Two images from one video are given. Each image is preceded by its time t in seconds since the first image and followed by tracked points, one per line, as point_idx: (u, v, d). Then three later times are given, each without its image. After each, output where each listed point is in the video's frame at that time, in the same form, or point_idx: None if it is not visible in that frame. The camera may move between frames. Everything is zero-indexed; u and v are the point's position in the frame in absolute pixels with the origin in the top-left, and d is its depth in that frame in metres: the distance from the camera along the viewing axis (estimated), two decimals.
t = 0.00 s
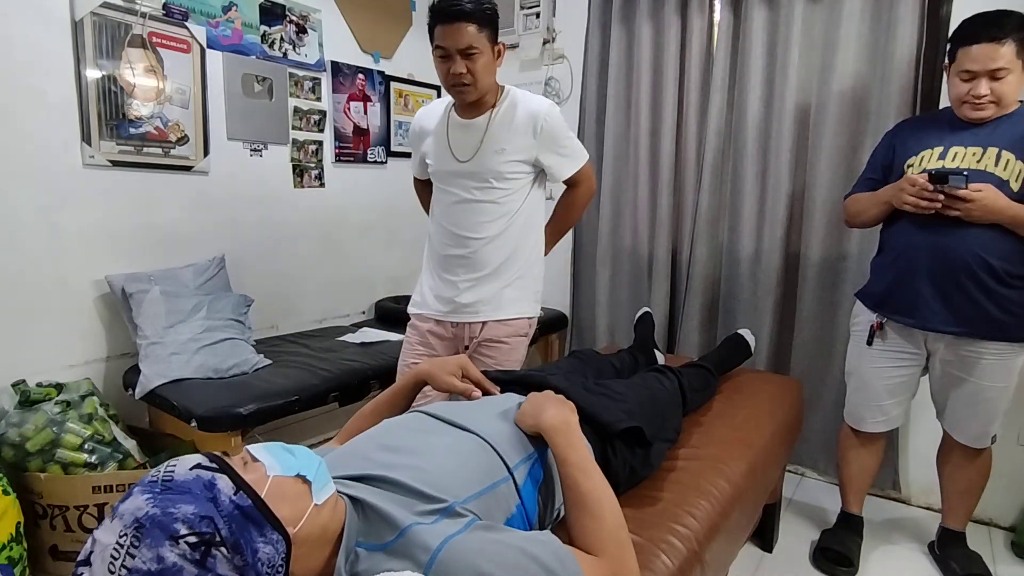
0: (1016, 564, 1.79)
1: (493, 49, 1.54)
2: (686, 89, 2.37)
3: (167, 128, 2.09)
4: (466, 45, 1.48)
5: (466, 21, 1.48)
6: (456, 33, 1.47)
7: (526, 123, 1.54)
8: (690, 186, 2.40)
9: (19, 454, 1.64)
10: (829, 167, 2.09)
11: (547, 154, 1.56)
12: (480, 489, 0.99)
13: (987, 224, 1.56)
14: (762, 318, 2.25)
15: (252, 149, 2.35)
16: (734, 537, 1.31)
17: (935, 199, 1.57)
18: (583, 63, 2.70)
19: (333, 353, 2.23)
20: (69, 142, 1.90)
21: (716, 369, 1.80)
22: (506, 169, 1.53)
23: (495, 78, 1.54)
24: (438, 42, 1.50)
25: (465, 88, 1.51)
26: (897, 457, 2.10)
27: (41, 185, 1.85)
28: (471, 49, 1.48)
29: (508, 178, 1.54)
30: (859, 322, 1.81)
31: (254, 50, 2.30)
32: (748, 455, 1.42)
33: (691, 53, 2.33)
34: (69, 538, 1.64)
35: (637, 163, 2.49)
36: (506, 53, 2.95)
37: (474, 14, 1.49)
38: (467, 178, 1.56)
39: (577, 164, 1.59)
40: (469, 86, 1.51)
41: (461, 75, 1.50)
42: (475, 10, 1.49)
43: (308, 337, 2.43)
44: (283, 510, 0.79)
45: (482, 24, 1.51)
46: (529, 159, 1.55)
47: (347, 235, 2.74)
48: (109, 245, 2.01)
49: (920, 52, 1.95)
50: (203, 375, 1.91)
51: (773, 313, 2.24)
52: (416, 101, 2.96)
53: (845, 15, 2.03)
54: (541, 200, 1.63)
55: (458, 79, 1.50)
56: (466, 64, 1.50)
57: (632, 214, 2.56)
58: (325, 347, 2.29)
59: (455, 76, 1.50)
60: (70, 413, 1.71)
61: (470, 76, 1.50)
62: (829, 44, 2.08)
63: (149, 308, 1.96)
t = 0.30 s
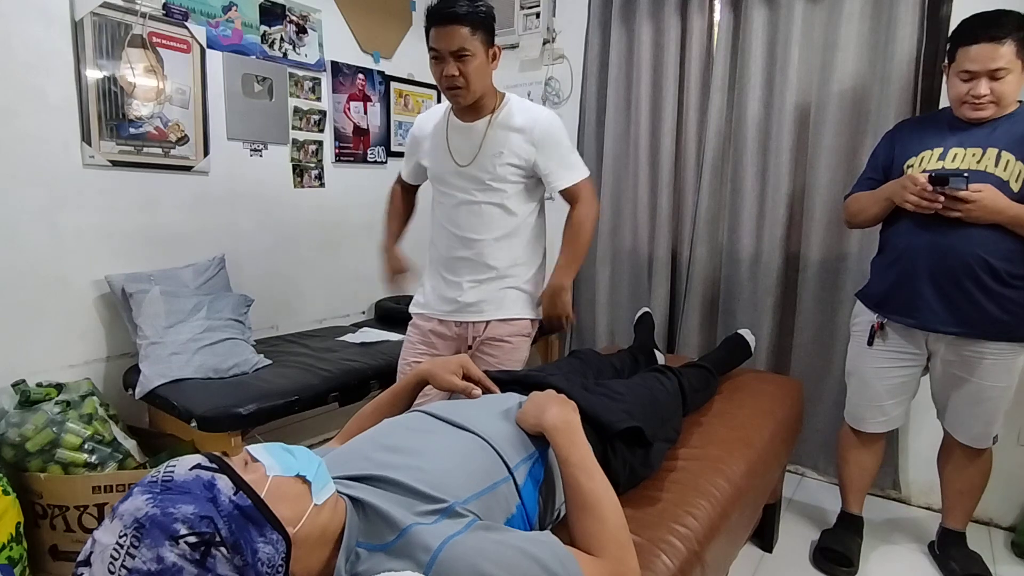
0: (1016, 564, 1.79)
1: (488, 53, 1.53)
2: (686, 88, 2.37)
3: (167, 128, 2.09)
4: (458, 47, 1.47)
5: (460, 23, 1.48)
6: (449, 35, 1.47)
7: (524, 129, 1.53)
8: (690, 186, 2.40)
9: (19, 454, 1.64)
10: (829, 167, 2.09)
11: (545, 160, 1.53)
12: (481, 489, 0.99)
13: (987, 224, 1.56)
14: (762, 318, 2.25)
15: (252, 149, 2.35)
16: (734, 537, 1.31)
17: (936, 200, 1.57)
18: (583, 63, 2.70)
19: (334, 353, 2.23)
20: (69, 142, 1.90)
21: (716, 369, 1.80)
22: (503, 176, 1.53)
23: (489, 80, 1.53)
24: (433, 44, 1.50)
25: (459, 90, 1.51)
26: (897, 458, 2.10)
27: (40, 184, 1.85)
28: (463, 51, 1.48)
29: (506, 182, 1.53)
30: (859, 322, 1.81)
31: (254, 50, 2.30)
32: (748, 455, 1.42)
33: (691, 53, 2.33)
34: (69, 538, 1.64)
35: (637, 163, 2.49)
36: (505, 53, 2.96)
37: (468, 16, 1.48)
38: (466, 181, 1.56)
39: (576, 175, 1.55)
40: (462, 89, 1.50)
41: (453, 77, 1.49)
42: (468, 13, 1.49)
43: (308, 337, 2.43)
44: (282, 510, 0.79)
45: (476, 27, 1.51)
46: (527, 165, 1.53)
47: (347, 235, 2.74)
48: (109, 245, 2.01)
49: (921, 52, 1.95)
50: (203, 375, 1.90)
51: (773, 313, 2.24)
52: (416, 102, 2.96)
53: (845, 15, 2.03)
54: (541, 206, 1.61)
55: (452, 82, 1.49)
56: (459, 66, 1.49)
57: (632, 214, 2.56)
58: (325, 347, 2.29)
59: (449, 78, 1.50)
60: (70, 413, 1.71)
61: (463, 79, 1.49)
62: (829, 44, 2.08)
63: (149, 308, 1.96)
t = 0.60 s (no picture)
0: (1016, 564, 1.79)
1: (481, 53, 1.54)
2: (686, 88, 2.37)
3: (167, 128, 2.09)
4: (448, 43, 1.50)
5: (454, 21, 1.50)
6: (438, 32, 1.50)
7: (508, 123, 1.53)
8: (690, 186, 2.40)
9: (19, 454, 1.64)
10: (829, 167, 2.09)
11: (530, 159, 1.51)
12: (481, 489, 0.99)
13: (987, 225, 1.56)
14: (762, 318, 2.25)
15: (252, 149, 2.35)
16: (733, 537, 1.31)
17: (934, 202, 1.57)
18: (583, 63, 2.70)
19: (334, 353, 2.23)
20: (69, 142, 1.90)
21: (715, 369, 1.80)
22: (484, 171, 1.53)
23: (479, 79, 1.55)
24: (427, 39, 1.53)
25: (448, 85, 1.54)
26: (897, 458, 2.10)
27: (40, 184, 1.85)
28: (453, 48, 1.50)
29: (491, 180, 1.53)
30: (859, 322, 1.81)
31: (254, 50, 2.30)
32: (748, 455, 1.42)
33: (691, 53, 2.33)
34: (69, 538, 1.64)
35: (637, 163, 2.49)
36: (505, 53, 2.96)
37: (462, 15, 1.50)
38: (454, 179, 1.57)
39: (539, 164, 1.43)
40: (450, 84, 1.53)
41: (443, 72, 1.53)
42: (462, 11, 1.50)
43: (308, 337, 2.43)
44: (282, 510, 0.79)
45: (471, 27, 1.52)
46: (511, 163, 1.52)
47: (347, 235, 2.74)
48: (109, 245, 2.01)
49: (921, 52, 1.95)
50: (203, 375, 1.91)
51: (773, 313, 2.24)
52: (416, 102, 2.96)
53: (845, 15, 2.03)
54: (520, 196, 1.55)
55: (440, 76, 1.53)
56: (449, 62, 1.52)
57: (632, 214, 2.56)
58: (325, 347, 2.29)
59: (438, 73, 1.53)
60: (70, 413, 1.71)
61: (451, 74, 1.52)
62: (828, 44, 2.08)
63: (149, 308, 1.96)
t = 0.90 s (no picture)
0: (1016, 564, 1.79)
1: (467, 57, 1.59)
2: (685, 88, 2.37)
3: (167, 128, 2.09)
4: (433, 48, 1.54)
5: (438, 26, 1.55)
6: (423, 37, 1.56)
7: (489, 120, 1.59)
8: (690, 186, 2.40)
9: (19, 454, 1.64)
10: (829, 167, 2.09)
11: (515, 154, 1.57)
12: (481, 489, 0.99)
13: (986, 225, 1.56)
14: (762, 318, 2.25)
15: (252, 150, 2.35)
16: (733, 537, 1.31)
17: (934, 204, 1.57)
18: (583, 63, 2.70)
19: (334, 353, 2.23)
20: (69, 143, 1.90)
21: (715, 369, 1.80)
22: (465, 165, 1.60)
23: (464, 82, 1.59)
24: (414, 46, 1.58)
25: (433, 88, 1.58)
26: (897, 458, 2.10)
27: (40, 185, 1.85)
28: (438, 52, 1.54)
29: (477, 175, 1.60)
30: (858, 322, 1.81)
31: (254, 50, 2.30)
32: (749, 455, 1.42)
33: (691, 53, 2.33)
34: (69, 538, 1.64)
35: (637, 163, 2.49)
36: (505, 53, 2.96)
37: (446, 19, 1.55)
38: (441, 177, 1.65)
39: (506, 148, 1.48)
40: (435, 86, 1.58)
41: (428, 75, 1.57)
42: (446, 16, 1.56)
43: (308, 337, 2.44)
44: (282, 509, 0.79)
45: (456, 32, 1.57)
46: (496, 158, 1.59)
47: (347, 235, 2.74)
48: (108, 245, 2.01)
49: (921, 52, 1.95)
50: (203, 375, 1.90)
51: (773, 313, 2.24)
52: (416, 102, 2.97)
53: (845, 14, 2.03)
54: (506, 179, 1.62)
55: (426, 79, 1.58)
56: (435, 65, 1.57)
57: (632, 214, 2.56)
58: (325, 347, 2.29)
59: (425, 77, 1.58)
60: (70, 413, 1.71)
61: (436, 78, 1.57)
62: (828, 44, 2.08)
63: (149, 308, 1.96)
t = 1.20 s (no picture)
0: (1016, 564, 1.79)
1: (456, 57, 1.60)
2: (686, 88, 2.37)
3: (167, 128, 2.09)
4: (422, 49, 1.56)
5: (426, 28, 1.56)
6: (412, 40, 1.57)
7: (478, 116, 1.58)
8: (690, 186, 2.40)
9: (19, 454, 1.63)
10: (829, 167, 2.09)
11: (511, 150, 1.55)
12: (481, 489, 0.99)
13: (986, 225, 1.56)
14: (762, 318, 2.25)
15: (252, 150, 2.35)
16: (733, 537, 1.31)
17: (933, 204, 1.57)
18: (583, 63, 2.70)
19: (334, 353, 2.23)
20: (69, 142, 1.90)
21: (716, 369, 1.80)
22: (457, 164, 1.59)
23: (455, 82, 1.60)
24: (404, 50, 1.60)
25: (424, 89, 1.59)
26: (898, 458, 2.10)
27: (40, 185, 1.85)
28: (427, 54, 1.56)
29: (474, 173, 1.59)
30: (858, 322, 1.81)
31: (254, 50, 2.30)
32: (748, 455, 1.43)
33: (691, 53, 2.33)
34: (69, 538, 1.64)
35: (637, 164, 2.49)
36: (505, 53, 2.96)
37: (432, 22, 1.56)
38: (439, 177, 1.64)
39: (497, 139, 1.48)
40: (426, 87, 1.59)
41: (418, 77, 1.58)
42: (433, 19, 1.57)
43: (308, 337, 2.44)
44: (282, 509, 0.79)
45: (445, 33, 1.58)
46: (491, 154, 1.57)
47: (347, 235, 2.74)
48: (108, 245, 2.00)
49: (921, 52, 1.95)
50: (203, 375, 1.90)
51: (773, 313, 2.24)
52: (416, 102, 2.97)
53: (845, 14, 2.03)
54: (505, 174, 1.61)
55: (416, 81, 1.59)
56: (424, 67, 1.57)
57: (632, 214, 2.56)
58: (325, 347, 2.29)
59: (415, 79, 1.59)
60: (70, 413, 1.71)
61: (426, 78, 1.58)
62: (828, 44, 2.08)
63: (149, 308, 1.96)
